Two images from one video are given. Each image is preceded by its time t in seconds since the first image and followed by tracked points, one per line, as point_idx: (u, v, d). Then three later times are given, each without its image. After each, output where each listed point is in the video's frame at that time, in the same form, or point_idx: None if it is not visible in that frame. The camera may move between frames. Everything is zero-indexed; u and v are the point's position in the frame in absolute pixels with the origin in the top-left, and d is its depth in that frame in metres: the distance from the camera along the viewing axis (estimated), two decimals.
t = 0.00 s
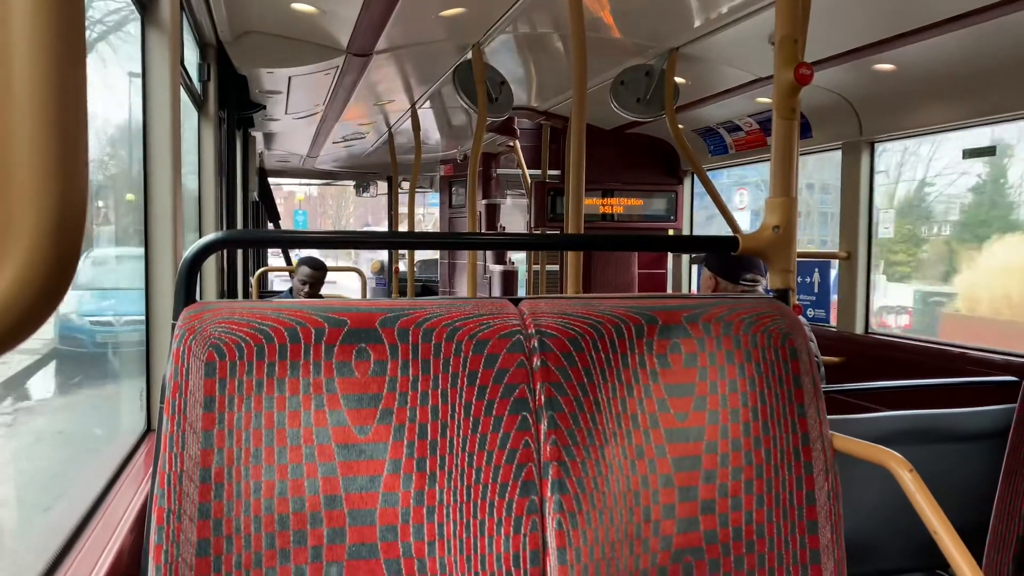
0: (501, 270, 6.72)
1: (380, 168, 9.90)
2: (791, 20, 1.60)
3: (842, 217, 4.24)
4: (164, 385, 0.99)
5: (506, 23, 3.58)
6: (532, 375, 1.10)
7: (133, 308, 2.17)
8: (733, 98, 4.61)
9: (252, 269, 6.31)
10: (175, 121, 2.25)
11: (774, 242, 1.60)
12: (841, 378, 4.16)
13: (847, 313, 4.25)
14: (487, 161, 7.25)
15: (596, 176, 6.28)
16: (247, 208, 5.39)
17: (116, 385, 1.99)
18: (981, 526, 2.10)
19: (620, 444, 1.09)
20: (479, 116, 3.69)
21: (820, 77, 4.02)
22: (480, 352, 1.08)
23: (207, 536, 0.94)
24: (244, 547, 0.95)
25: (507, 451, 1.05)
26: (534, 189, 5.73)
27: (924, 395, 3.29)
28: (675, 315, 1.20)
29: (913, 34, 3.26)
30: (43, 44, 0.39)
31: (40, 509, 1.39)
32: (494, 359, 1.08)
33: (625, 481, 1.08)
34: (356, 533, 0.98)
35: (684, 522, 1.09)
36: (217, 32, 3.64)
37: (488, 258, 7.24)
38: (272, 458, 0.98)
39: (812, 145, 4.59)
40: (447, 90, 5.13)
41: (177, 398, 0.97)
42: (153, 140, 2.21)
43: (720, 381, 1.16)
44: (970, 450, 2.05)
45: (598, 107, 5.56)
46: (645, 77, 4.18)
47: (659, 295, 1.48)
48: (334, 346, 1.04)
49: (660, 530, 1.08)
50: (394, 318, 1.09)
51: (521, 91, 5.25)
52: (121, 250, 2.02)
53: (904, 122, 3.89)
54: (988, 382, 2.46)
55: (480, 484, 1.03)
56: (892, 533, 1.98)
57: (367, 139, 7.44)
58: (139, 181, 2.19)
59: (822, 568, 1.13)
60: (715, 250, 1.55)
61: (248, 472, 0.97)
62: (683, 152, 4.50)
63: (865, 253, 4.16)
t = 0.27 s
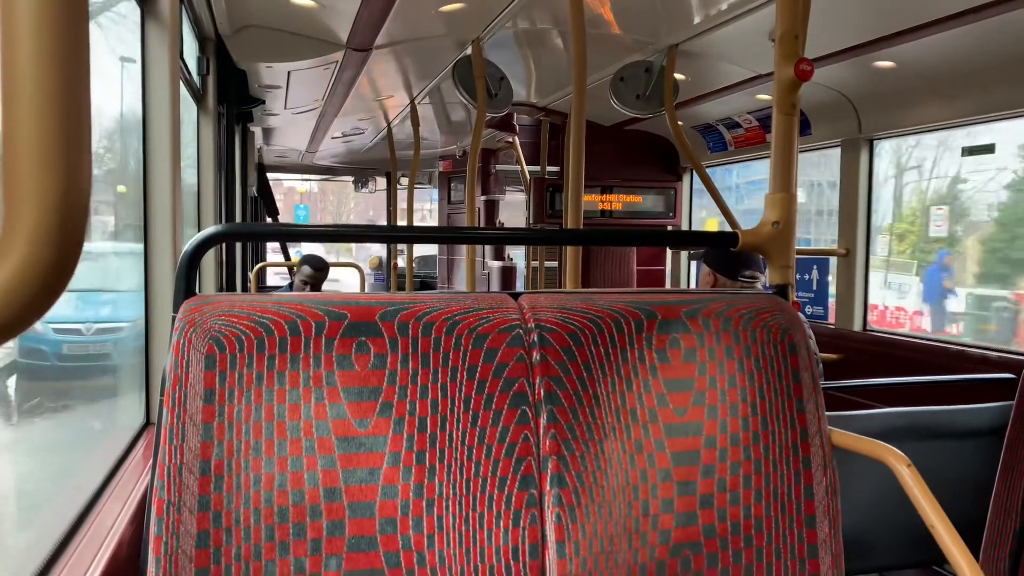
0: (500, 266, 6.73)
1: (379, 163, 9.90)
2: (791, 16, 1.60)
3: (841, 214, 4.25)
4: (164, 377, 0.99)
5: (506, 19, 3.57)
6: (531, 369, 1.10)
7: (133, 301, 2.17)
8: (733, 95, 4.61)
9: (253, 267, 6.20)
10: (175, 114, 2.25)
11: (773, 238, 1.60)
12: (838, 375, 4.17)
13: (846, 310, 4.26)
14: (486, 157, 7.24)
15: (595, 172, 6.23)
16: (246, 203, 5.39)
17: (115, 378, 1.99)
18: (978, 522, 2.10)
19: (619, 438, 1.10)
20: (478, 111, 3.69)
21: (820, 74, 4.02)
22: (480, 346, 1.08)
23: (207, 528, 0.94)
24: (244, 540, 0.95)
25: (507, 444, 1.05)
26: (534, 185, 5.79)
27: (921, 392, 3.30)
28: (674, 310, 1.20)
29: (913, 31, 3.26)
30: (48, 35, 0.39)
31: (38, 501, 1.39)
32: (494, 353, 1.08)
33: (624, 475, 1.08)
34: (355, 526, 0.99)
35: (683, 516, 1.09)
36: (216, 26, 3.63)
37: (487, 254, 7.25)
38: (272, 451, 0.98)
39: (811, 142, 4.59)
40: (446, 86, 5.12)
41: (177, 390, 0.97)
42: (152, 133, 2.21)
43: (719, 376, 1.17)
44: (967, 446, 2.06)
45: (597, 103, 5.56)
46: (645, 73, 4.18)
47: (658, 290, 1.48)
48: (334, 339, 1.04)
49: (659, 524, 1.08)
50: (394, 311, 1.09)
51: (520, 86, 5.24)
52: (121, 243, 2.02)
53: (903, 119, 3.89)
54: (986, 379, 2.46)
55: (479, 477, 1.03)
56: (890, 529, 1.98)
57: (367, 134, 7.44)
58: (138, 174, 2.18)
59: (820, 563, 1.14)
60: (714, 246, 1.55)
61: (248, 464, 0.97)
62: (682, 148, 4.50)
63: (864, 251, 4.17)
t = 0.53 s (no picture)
0: (499, 263, 6.73)
1: (379, 159, 9.90)
2: (792, 11, 1.60)
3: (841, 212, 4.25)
4: (164, 369, 0.99)
5: (506, 14, 3.56)
6: (531, 363, 1.10)
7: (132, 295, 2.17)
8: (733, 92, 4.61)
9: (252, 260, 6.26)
10: (175, 107, 2.24)
11: (774, 233, 1.60)
12: (837, 372, 4.17)
13: (844, 308, 4.26)
14: (486, 153, 7.24)
15: (596, 168, 6.32)
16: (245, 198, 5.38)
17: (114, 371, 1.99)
18: (976, 519, 2.11)
19: (619, 432, 1.10)
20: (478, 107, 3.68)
21: (821, 71, 4.02)
22: (480, 340, 1.08)
23: (206, 521, 0.94)
24: (243, 532, 0.95)
25: (507, 438, 1.05)
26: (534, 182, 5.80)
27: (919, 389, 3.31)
28: (674, 305, 1.20)
29: (914, 28, 3.26)
30: (48, 21, 0.38)
31: (36, 494, 1.39)
32: (494, 347, 1.08)
33: (623, 469, 1.08)
34: (354, 519, 0.99)
35: (682, 511, 1.09)
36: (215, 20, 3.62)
37: (486, 251, 7.25)
38: (272, 444, 0.98)
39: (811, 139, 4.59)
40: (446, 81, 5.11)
41: (176, 382, 0.97)
42: (152, 126, 2.21)
43: (719, 371, 1.17)
44: (966, 443, 2.06)
45: (597, 100, 5.56)
46: (645, 69, 4.16)
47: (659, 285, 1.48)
48: (335, 332, 1.04)
49: (658, 519, 1.08)
50: (394, 305, 1.09)
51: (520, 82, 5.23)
52: (121, 235, 2.02)
53: (903, 117, 3.89)
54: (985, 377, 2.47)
55: (479, 471, 1.03)
56: (888, 525, 1.98)
57: (366, 130, 7.44)
58: (138, 167, 2.18)
59: (819, 558, 1.14)
60: (715, 241, 1.55)
61: (247, 457, 0.97)
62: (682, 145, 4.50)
63: (863, 248, 4.17)
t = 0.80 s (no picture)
0: (498, 264, 6.73)
1: (378, 159, 9.90)
2: (792, 13, 1.60)
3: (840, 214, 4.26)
4: (162, 369, 0.99)
5: (506, 16, 3.57)
6: (530, 364, 1.10)
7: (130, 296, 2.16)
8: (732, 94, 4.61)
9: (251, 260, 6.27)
10: (174, 106, 2.24)
11: (773, 235, 1.60)
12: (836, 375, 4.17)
13: (843, 310, 4.27)
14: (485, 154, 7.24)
15: (595, 169, 6.33)
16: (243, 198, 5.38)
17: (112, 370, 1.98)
18: (974, 521, 2.11)
19: (617, 434, 1.10)
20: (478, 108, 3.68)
21: (820, 73, 4.03)
22: (479, 341, 1.08)
23: (204, 521, 0.94)
24: (241, 533, 0.95)
25: (505, 439, 1.05)
26: (534, 183, 5.83)
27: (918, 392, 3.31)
28: (673, 307, 1.20)
29: (912, 31, 3.27)
30: (49, 24, 0.38)
31: (33, 493, 1.38)
32: (493, 348, 1.08)
33: (621, 471, 1.08)
34: (352, 520, 0.99)
35: (680, 513, 1.09)
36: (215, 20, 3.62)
37: (485, 252, 7.25)
38: (270, 444, 0.98)
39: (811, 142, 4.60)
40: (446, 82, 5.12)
41: (175, 382, 0.97)
42: (151, 126, 2.20)
43: (717, 373, 1.17)
44: (964, 445, 2.06)
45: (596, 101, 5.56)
46: (645, 70, 4.16)
47: (658, 286, 1.48)
48: (333, 332, 1.04)
49: (656, 520, 1.08)
50: (393, 306, 1.09)
51: (520, 84, 5.24)
52: (119, 235, 2.01)
53: (902, 120, 3.90)
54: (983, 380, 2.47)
55: (477, 472, 1.03)
56: (886, 527, 1.99)
57: (366, 131, 7.44)
58: (136, 167, 2.18)
59: (817, 560, 1.14)
60: (714, 243, 1.55)
61: (246, 457, 0.97)
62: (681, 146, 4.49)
63: (862, 251, 4.18)
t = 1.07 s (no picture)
0: (496, 260, 6.72)
1: (377, 155, 9.89)
2: (790, 8, 1.60)
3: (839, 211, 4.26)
4: (159, 365, 0.99)
5: (505, 11, 3.56)
6: (527, 360, 1.10)
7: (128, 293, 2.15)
8: (731, 90, 4.61)
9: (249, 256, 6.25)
10: (172, 102, 2.23)
11: (772, 230, 1.60)
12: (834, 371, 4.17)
13: (842, 306, 4.27)
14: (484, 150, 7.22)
15: (591, 167, 6.27)
16: (241, 194, 5.36)
17: (110, 366, 1.97)
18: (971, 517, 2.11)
19: (615, 429, 1.10)
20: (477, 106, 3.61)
21: (819, 70, 4.02)
22: (477, 337, 1.08)
23: (202, 516, 0.94)
24: (238, 528, 0.95)
25: (502, 434, 1.05)
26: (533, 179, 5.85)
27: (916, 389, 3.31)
28: (671, 303, 1.20)
29: (911, 28, 3.27)
30: (42, 17, 0.38)
31: (30, 489, 1.38)
32: (490, 344, 1.08)
33: (619, 466, 1.08)
34: (350, 515, 0.99)
35: (678, 508, 1.09)
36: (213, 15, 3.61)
37: (483, 248, 7.24)
38: (267, 439, 0.98)
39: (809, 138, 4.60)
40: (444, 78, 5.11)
41: (172, 377, 0.97)
42: (149, 121, 2.19)
43: (715, 369, 1.17)
44: (961, 442, 2.06)
45: (595, 97, 5.55)
46: (643, 66, 4.15)
47: (656, 282, 1.48)
48: (331, 328, 1.04)
49: (654, 516, 1.08)
50: (390, 301, 1.09)
51: (518, 80, 5.23)
52: (117, 231, 2.00)
53: (901, 116, 3.90)
54: (980, 376, 2.48)
55: (475, 467, 1.03)
56: (883, 524, 1.99)
57: (364, 127, 7.42)
58: (134, 162, 2.17)
59: (814, 556, 1.14)
60: (713, 238, 1.55)
61: (243, 452, 0.97)
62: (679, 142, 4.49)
63: (860, 247, 4.18)
